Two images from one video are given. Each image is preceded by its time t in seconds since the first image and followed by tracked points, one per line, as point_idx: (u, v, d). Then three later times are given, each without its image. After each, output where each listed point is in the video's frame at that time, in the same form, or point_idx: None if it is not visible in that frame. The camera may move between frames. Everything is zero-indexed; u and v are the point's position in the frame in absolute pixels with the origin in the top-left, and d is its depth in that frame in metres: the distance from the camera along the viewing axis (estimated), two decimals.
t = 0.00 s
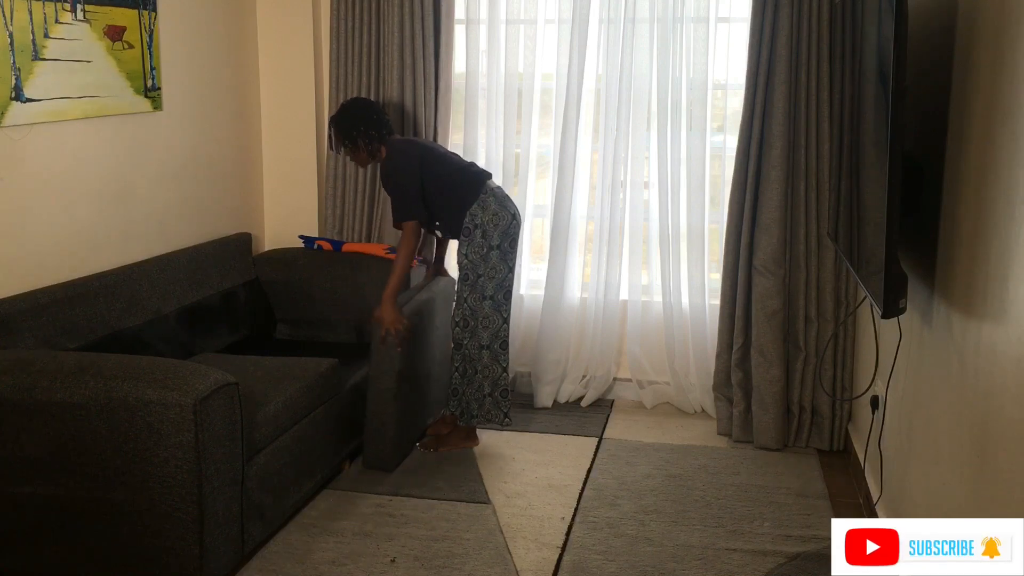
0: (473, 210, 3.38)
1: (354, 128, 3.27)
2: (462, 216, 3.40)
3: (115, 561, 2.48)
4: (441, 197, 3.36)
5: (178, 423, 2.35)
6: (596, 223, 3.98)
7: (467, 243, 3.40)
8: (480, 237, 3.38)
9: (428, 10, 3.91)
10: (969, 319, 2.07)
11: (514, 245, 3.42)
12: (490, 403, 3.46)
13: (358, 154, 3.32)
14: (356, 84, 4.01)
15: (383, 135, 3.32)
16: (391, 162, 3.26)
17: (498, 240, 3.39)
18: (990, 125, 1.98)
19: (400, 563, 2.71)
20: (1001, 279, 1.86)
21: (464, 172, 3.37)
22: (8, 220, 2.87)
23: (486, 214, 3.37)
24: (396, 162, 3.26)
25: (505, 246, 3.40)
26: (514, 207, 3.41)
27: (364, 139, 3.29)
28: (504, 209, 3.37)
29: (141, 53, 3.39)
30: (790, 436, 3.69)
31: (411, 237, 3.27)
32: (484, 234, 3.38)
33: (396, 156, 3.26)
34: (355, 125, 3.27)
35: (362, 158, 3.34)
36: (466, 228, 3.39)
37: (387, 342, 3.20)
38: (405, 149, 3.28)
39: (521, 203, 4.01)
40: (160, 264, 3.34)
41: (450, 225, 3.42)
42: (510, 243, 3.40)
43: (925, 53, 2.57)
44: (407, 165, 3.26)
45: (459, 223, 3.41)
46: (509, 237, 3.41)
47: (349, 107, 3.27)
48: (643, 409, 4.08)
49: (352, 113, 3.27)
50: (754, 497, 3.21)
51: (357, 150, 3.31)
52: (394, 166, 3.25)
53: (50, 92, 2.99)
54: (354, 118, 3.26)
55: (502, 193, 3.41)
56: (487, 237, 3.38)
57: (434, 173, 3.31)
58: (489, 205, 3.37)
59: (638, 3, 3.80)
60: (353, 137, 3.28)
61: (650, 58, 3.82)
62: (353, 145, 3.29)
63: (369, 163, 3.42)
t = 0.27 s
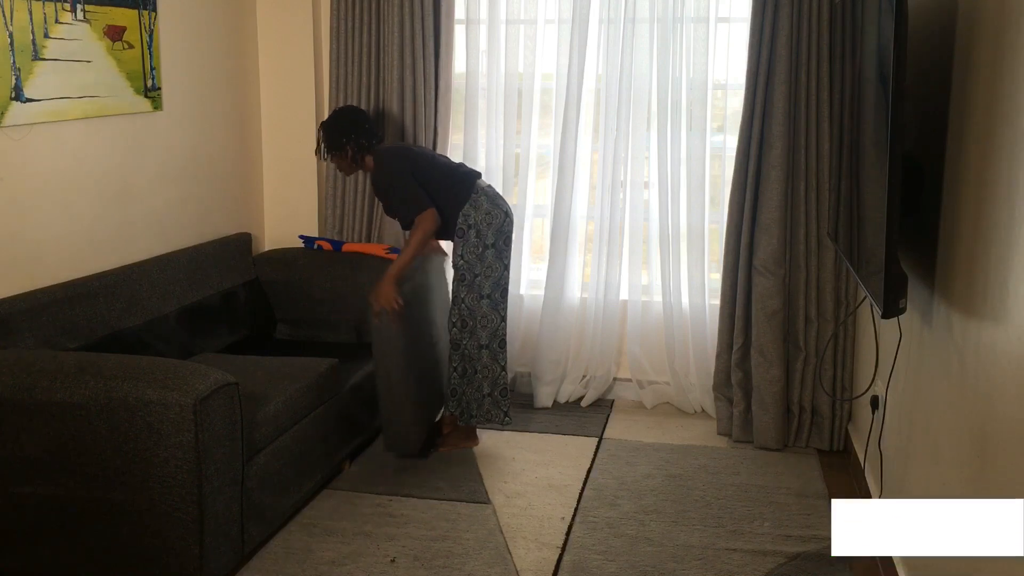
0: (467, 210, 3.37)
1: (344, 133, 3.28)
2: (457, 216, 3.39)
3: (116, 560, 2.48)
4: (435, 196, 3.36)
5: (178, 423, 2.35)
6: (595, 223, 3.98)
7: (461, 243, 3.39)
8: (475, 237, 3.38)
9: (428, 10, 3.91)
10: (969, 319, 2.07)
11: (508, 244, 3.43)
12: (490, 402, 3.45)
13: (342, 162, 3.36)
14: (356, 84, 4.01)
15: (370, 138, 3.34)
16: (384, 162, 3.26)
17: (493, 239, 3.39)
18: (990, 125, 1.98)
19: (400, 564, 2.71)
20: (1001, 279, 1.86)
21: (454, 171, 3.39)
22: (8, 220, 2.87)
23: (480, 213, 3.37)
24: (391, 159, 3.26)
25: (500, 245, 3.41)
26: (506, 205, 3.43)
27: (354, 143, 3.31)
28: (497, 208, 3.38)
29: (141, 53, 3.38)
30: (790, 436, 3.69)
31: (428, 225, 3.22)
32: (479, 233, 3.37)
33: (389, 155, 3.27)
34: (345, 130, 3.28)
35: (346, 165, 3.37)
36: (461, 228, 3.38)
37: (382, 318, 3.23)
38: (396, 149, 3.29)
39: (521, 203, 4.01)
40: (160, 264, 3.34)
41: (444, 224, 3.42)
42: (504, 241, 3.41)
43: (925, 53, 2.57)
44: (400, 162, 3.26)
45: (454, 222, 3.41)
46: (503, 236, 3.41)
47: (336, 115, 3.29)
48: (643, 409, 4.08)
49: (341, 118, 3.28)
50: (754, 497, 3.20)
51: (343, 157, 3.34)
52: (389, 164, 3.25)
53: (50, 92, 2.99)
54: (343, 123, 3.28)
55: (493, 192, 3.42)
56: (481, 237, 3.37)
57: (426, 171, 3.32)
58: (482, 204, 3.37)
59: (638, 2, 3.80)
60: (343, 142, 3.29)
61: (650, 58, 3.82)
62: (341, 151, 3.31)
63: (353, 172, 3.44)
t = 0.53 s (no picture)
0: (460, 210, 3.36)
1: (334, 127, 3.27)
2: (447, 216, 3.36)
3: (116, 560, 2.48)
4: (425, 196, 3.33)
5: (178, 423, 2.35)
6: (596, 223, 3.98)
7: (455, 243, 3.38)
8: (469, 236, 3.37)
9: (428, 10, 3.90)
10: (969, 319, 2.07)
11: (501, 242, 3.44)
12: (488, 401, 3.46)
13: (338, 154, 3.34)
14: (356, 84, 4.01)
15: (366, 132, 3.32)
16: (374, 160, 3.24)
17: (487, 238, 3.39)
18: (990, 125, 1.98)
19: (400, 564, 2.71)
20: (1001, 280, 1.86)
21: (448, 171, 3.34)
22: (8, 220, 2.87)
23: (473, 213, 3.36)
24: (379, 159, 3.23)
25: (494, 244, 3.41)
26: (499, 204, 3.43)
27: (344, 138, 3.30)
28: (491, 207, 3.39)
29: (141, 53, 3.38)
30: (790, 436, 3.69)
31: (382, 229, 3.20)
32: (473, 233, 3.37)
33: (378, 154, 3.24)
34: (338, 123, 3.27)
35: (343, 157, 3.35)
36: (454, 227, 3.37)
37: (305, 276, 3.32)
38: (386, 148, 3.24)
39: (521, 203, 4.01)
40: (160, 264, 3.34)
41: (433, 224, 3.38)
42: (499, 240, 3.42)
43: (925, 53, 2.57)
44: (389, 162, 3.23)
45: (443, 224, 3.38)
46: (496, 235, 3.42)
47: (330, 106, 3.28)
48: (643, 409, 4.08)
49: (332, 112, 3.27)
50: (754, 497, 3.20)
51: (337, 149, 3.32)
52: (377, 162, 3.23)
53: (50, 92, 2.99)
54: (333, 117, 3.27)
55: (487, 191, 3.42)
56: (475, 236, 3.37)
57: (417, 172, 3.29)
58: (475, 203, 3.37)
59: (638, 2, 3.80)
60: (333, 137, 3.28)
61: (650, 58, 3.82)
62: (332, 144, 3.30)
63: (348, 163, 3.43)
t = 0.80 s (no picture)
0: (456, 210, 3.37)
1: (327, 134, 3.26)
2: (443, 217, 3.36)
3: (116, 560, 2.48)
4: (419, 198, 3.33)
5: (178, 423, 2.35)
6: (595, 223, 3.98)
7: (451, 243, 3.37)
8: (464, 236, 3.37)
9: (429, 10, 3.90)
10: (969, 319, 2.07)
11: (496, 241, 3.45)
12: (481, 400, 3.46)
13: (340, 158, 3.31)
14: (356, 84, 4.01)
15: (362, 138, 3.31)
16: (365, 165, 3.25)
17: (482, 237, 3.39)
18: (990, 125, 1.98)
19: (400, 564, 2.71)
20: (1001, 280, 1.86)
21: (442, 171, 3.35)
22: (8, 220, 2.87)
23: (469, 213, 3.37)
24: (370, 167, 3.25)
25: (488, 243, 3.42)
26: (494, 204, 3.44)
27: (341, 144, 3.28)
28: (486, 206, 3.40)
29: (141, 53, 3.38)
30: (790, 436, 3.69)
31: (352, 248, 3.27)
32: (468, 232, 3.37)
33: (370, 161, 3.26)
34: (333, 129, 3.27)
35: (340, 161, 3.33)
36: (449, 227, 3.36)
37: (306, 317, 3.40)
38: (377, 155, 3.26)
39: (521, 203, 4.01)
40: (159, 264, 3.34)
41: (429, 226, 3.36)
42: (493, 239, 3.43)
43: (926, 53, 2.57)
44: (380, 168, 3.25)
45: (438, 225, 3.36)
46: (491, 234, 3.43)
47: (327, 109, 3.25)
48: (643, 409, 4.08)
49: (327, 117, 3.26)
50: (754, 497, 3.20)
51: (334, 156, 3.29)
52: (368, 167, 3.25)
53: (50, 92, 2.99)
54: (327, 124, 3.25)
55: (481, 191, 3.43)
56: (471, 235, 3.38)
57: (409, 175, 3.30)
58: (471, 203, 3.37)
59: (638, 2, 3.80)
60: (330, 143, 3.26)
61: (650, 58, 3.82)
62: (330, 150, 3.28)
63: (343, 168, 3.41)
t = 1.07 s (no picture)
0: (441, 210, 3.36)
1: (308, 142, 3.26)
2: (428, 219, 3.35)
3: (116, 560, 2.48)
4: (404, 202, 3.32)
5: (178, 423, 2.36)
6: (595, 223, 3.98)
7: (437, 243, 3.36)
8: (451, 236, 3.37)
9: (429, 10, 3.90)
10: (969, 320, 2.07)
11: (482, 240, 3.45)
12: (472, 402, 3.44)
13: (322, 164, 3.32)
14: (356, 85, 4.01)
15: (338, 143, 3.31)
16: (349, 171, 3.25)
17: (469, 236, 3.40)
18: (989, 125, 1.98)
19: (400, 564, 2.71)
20: (1001, 281, 1.86)
21: (427, 172, 3.36)
22: (8, 220, 2.87)
23: (455, 212, 3.37)
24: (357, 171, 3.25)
25: (474, 242, 3.42)
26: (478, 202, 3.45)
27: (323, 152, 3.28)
28: (471, 205, 3.40)
29: (141, 53, 3.39)
30: (790, 436, 3.69)
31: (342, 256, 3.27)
32: (455, 231, 3.37)
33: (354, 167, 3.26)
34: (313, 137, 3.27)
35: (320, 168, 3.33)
36: (436, 228, 3.36)
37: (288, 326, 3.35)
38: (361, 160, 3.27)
39: (521, 203, 4.01)
40: (159, 265, 3.34)
41: (416, 227, 3.34)
42: (479, 238, 3.43)
43: (926, 53, 2.57)
44: (366, 173, 3.25)
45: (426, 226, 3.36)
46: (478, 232, 3.43)
47: (308, 117, 3.26)
48: (643, 409, 4.08)
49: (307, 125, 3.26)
50: (754, 497, 3.20)
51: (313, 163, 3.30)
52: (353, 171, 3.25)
53: (51, 92, 2.99)
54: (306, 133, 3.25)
55: (465, 190, 3.44)
56: (458, 234, 3.37)
57: (394, 178, 3.30)
58: (457, 202, 3.38)
59: (638, 2, 3.80)
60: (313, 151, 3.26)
61: (650, 58, 3.82)
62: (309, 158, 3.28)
63: (325, 176, 3.41)
